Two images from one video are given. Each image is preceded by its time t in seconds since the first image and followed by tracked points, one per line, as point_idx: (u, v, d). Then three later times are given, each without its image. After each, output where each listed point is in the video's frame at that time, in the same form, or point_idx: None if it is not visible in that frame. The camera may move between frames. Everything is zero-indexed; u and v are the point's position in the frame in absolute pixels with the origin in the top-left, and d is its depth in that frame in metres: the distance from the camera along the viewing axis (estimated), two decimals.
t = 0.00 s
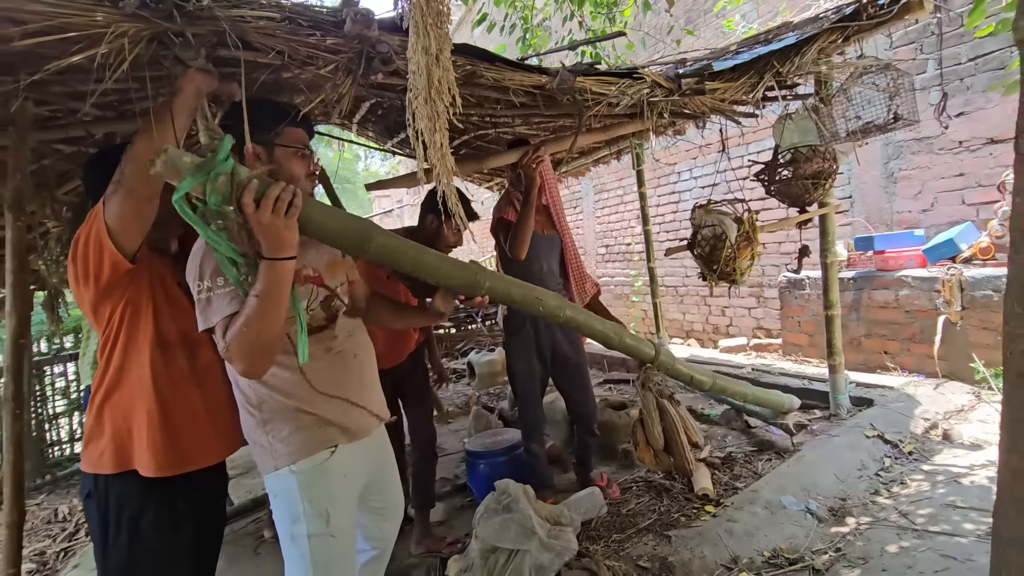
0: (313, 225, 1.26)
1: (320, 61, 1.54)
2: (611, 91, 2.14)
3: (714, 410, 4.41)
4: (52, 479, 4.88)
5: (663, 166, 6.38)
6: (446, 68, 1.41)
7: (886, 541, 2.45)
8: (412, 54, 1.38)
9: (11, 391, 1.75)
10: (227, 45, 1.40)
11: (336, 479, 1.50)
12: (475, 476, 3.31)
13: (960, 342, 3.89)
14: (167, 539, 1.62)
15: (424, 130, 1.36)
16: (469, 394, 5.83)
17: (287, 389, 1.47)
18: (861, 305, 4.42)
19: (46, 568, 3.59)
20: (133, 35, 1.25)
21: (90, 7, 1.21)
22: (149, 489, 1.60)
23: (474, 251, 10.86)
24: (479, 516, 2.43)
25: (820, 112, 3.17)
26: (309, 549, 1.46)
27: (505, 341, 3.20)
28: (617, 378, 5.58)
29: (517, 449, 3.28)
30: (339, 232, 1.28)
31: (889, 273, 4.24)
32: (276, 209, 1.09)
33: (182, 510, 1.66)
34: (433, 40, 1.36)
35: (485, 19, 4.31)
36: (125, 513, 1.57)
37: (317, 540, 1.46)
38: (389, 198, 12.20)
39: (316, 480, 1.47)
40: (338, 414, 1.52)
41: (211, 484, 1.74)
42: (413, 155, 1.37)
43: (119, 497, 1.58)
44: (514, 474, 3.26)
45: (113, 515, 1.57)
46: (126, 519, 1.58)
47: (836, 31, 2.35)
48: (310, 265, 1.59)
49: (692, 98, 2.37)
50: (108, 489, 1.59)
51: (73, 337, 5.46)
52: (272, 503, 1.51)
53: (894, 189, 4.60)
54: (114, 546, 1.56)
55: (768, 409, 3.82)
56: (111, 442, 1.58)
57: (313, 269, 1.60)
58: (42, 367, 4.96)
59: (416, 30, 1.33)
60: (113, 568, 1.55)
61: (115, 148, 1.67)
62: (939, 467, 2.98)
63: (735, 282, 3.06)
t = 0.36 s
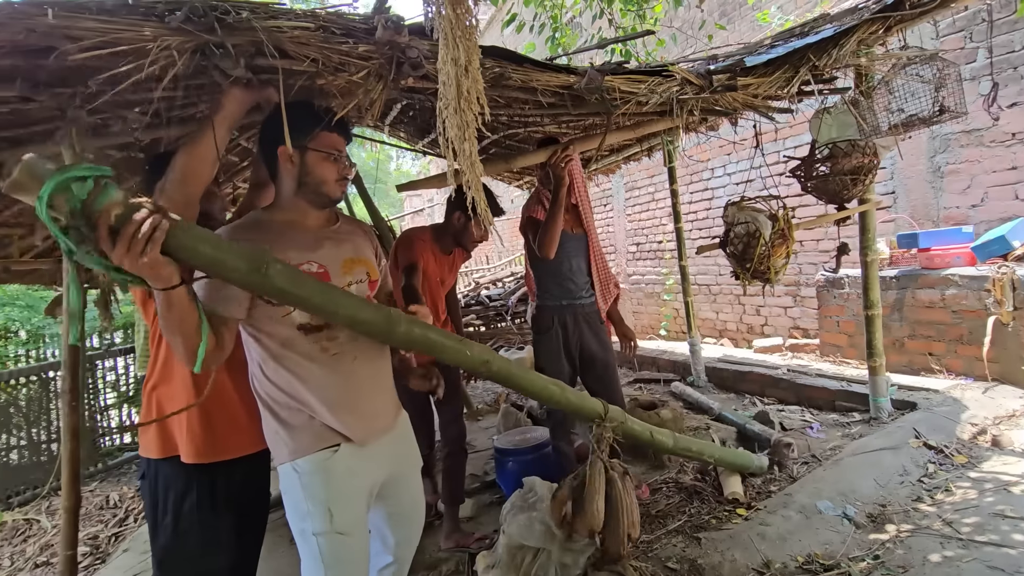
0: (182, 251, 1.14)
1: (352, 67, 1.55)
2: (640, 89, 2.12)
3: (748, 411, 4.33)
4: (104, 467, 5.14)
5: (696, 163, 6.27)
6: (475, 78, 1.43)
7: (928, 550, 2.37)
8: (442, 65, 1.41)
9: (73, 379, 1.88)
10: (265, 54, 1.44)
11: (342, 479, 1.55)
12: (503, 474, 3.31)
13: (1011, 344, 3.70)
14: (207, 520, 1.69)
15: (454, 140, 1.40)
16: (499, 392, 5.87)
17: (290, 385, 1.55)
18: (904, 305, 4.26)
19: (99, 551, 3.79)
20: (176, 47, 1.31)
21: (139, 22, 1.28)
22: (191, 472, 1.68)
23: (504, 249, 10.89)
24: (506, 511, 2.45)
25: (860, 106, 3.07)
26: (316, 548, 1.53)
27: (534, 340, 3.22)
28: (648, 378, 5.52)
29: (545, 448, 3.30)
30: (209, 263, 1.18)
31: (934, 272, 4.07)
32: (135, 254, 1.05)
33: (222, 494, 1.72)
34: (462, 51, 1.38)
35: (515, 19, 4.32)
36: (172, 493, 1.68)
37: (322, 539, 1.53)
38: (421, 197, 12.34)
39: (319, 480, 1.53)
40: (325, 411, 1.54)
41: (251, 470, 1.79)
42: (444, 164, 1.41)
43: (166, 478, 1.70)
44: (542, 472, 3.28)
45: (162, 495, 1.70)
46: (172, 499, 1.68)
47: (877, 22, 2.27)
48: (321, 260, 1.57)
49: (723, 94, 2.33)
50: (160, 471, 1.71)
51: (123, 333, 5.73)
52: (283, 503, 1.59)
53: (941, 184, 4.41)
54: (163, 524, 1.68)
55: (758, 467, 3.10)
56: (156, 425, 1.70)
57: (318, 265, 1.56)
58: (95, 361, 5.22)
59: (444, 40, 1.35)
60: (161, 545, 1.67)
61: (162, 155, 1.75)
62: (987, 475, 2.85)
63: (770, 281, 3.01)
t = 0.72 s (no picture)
0: (202, 321, 1.28)
1: (391, 69, 1.61)
2: (668, 89, 2.16)
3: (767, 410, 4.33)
4: (134, 454, 5.31)
5: (716, 162, 6.25)
6: (526, 80, 1.51)
7: (950, 550, 2.37)
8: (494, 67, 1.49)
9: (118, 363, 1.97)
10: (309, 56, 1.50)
11: (355, 464, 1.62)
12: (523, 467, 3.37)
13: None
14: (247, 496, 1.77)
15: (504, 139, 1.49)
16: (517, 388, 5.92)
17: (307, 380, 1.65)
18: (929, 307, 4.22)
19: (130, 535, 3.92)
20: (230, 50, 1.39)
21: (195, 26, 1.36)
22: (230, 450, 1.76)
23: (521, 247, 10.94)
24: (529, 504, 2.49)
25: (886, 105, 3.07)
26: (333, 527, 1.62)
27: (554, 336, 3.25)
28: (666, 376, 5.53)
29: (565, 442, 3.35)
30: (228, 327, 1.32)
31: (960, 273, 4.03)
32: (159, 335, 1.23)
33: (261, 470, 1.80)
34: (515, 56, 1.47)
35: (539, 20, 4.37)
36: (213, 469, 1.77)
37: (338, 520, 1.62)
38: (439, 195, 12.43)
39: (333, 463, 1.60)
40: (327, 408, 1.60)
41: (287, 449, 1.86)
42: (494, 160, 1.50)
43: (208, 458, 1.78)
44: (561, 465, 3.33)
45: (204, 471, 1.78)
46: (213, 474, 1.77)
47: (904, 22, 2.28)
48: (336, 263, 1.62)
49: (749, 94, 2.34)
50: (202, 448, 1.80)
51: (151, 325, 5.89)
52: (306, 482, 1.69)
53: (968, 184, 4.36)
54: (206, 497, 1.78)
55: (776, 469, 3.10)
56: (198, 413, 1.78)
57: (333, 267, 1.62)
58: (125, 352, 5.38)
59: (497, 45, 1.44)
60: (205, 516, 1.77)
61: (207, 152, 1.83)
62: (1012, 477, 2.83)
63: (792, 280, 3.00)
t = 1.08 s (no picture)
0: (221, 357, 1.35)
1: (429, 70, 1.69)
2: (697, 92, 2.21)
3: (781, 412, 4.34)
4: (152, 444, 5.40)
5: (732, 163, 6.25)
6: (589, 86, 1.53)
7: (968, 552, 2.38)
8: (558, 73, 1.53)
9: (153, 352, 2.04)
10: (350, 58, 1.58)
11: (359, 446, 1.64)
12: (539, 463, 3.40)
13: None
14: (281, 485, 1.83)
15: (565, 143, 1.51)
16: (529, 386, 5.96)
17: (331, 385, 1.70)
18: (947, 311, 4.21)
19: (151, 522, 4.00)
20: (277, 51, 1.45)
21: (244, 29, 1.42)
22: (265, 438, 1.82)
23: (533, 245, 10.95)
24: (548, 499, 2.48)
25: (910, 108, 3.06)
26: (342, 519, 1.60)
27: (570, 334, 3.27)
28: (679, 377, 5.55)
29: (580, 440, 3.38)
30: (248, 360, 1.38)
31: (979, 278, 4.01)
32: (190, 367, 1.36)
33: (294, 459, 1.86)
34: (580, 63, 1.50)
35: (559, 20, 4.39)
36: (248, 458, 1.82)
37: (340, 501, 1.61)
38: (451, 193, 12.47)
39: (344, 451, 1.62)
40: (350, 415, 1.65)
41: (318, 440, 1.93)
42: (555, 165, 1.53)
43: (242, 448, 1.82)
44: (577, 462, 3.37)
45: (239, 461, 1.82)
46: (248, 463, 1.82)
47: (932, 26, 2.28)
48: (363, 283, 1.64)
49: (777, 98, 2.38)
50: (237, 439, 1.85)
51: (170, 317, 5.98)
52: (312, 477, 1.71)
53: (988, 189, 4.34)
54: (239, 486, 1.82)
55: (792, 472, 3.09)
56: (235, 406, 1.83)
57: (359, 287, 1.64)
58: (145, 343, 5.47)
59: (563, 52, 1.48)
60: (238, 504, 1.82)
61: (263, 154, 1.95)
62: None
63: (812, 283, 3.01)
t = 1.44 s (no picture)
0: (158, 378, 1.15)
1: (445, 69, 1.75)
2: (708, 93, 2.23)
3: (784, 412, 4.36)
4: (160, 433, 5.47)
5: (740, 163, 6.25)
6: (613, 88, 1.55)
7: (970, 554, 2.40)
8: (582, 73, 1.55)
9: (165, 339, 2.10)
10: (368, 56, 1.63)
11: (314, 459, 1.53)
12: (543, 458, 3.43)
13: None
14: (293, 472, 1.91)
15: (588, 141, 1.53)
16: (534, 382, 5.99)
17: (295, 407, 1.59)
18: (953, 314, 4.21)
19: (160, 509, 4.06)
20: (298, 49, 1.49)
21: (266, 27, 1.46)
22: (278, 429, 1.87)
23: (539, 243, 10.97)
24: (552, 494, 2.50)
25: (919, 111, 3.07)
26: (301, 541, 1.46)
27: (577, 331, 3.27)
28: (683, 376, 5.57)
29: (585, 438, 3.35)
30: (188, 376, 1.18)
31: (986, 282, 4.01)
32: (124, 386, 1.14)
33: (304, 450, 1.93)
34: (604, 64, 1.52)
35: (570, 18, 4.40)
36: (260, 449, 1.88)
37: (285, 521, 1.48)
38: (459, 189, 12.50)
39: (298, 465, 1.52)
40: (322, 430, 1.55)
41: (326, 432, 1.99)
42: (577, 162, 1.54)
43: (255, 437, 1.88)
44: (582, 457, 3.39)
45: (251, 450, 1.88)
46: (259, 454, 1.88)
47: (943, 30, 2.29)
48: (321, 306, 1.51)
49: (787, 100, 2.38)
50: (247, 430, 1.90)
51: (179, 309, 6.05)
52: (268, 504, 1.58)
53: (997, 192, 4.33)
54: (251, 476, 1.89)
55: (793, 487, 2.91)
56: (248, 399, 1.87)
57: (318, 312, 1.51)
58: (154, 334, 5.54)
59: (590, 53, 1.51)
60: (250, 493, 1.88)
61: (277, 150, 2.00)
62: None
63: (819, 284, 3.03)
